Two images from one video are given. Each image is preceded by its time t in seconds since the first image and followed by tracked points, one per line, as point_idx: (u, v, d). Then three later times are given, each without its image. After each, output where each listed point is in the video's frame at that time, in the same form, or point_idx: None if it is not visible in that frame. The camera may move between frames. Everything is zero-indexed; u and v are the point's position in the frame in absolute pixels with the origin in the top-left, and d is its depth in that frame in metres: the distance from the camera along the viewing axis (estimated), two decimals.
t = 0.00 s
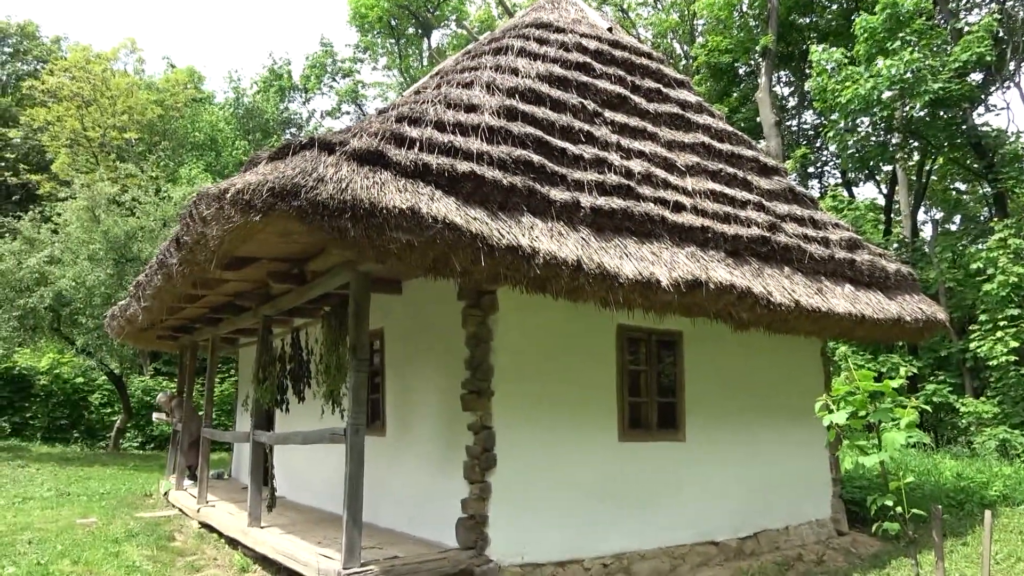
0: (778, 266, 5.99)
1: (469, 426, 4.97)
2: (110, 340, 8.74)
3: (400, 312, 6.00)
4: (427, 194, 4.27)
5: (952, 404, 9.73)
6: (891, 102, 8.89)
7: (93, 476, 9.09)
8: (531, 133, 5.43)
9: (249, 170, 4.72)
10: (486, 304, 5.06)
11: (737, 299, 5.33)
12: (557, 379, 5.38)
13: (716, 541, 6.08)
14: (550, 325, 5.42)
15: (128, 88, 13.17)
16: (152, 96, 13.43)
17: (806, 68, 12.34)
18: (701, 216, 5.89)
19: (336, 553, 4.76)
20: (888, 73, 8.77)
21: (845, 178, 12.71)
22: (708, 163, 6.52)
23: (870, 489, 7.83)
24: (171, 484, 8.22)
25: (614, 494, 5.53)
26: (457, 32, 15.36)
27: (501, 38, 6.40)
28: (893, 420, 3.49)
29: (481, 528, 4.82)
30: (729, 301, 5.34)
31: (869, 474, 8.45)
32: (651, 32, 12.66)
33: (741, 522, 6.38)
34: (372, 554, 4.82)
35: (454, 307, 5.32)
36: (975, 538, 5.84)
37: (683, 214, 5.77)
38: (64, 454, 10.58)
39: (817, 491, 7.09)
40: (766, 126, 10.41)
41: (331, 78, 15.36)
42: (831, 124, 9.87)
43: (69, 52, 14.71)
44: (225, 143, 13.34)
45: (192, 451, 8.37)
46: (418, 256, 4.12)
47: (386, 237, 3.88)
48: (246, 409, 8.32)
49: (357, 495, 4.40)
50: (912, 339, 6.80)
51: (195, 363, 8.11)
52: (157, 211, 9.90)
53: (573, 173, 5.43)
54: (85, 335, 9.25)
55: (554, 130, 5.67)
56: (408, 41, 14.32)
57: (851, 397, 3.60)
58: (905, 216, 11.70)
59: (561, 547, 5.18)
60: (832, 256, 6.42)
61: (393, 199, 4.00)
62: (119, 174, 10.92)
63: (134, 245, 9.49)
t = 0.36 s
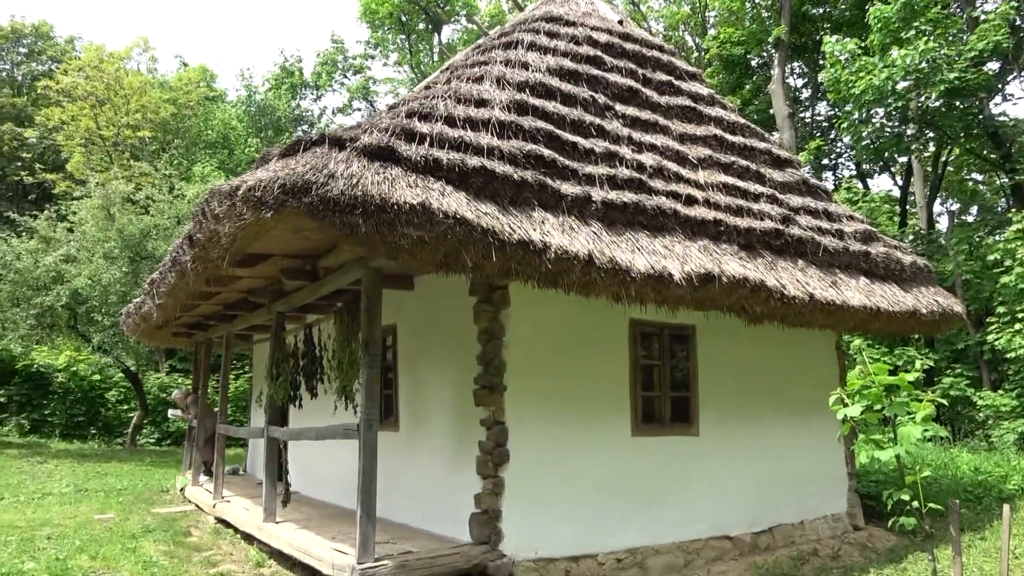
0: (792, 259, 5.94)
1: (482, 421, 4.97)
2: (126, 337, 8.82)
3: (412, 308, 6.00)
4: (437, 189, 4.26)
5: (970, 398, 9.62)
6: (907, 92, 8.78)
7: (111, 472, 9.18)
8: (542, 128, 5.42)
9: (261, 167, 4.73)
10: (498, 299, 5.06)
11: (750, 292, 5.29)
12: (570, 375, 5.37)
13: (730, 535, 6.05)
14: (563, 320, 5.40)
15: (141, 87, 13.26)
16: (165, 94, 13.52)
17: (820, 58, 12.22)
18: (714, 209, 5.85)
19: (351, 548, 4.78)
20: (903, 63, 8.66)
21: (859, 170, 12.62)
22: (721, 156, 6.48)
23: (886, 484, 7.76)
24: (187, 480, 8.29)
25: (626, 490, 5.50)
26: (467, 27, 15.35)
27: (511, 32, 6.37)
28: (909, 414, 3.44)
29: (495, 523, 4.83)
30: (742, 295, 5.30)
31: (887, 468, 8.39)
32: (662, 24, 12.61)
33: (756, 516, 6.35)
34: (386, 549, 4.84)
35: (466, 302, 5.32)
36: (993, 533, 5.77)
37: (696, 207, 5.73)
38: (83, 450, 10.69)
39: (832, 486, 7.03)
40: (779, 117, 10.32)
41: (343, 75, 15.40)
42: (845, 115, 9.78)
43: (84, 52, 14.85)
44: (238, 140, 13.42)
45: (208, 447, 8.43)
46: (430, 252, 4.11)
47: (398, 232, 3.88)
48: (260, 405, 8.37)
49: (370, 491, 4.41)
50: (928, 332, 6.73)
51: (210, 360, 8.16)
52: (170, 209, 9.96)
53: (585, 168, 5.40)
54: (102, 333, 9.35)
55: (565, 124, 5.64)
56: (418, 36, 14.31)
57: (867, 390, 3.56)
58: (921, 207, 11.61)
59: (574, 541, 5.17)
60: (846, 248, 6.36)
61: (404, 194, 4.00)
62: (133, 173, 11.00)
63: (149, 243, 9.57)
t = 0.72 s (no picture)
0: (803, 258, 5.91)
1: (492, 420, 4.98)
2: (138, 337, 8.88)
3: (422, 307, 6.01)
4: (447, 188, 4.27)
5: (983, 396, 9.56)
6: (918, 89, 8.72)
7: (123, 471, 9.25)
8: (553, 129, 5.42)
9: (271, 166, 4.75)
10: (508, 298, 5.06)
11: (761, 291, 5.27)
12: (580, 374, 5.36)
13: (741, 535, 6.03)
14: (573, 320, 5.40)
15: (153, 88, 13.36)
16: (176, 96, 13.61)
17: (830, 55, 12.17)
18: (724, 207, 5.83)
19: (362, 547, 4.80)
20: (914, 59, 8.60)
21: (870, 167, 12.57)
22: (731, 154, 6.46)
23: (898, 483, 7.71)
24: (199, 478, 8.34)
25: (635, 490, 5.48)
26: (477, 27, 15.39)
27: (520, 31, 6.37)
28: (922, 412, 3.42)
29: (505, 522, 4.83)
30: (752, 293, 5.28)
31: (899, 467, 8.34)
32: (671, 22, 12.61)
33: (766, 516, 6.33)
34: (397, 547, 4.85)
35: (476, 301, 5.32)
36: (1007, 532, 5.72)
37: (706, 206, 5.72)
38: (95, 449, 10.77)
39: (844, 486, 7.00)
40: (789, 115, 10.28)
41: (352, 75, 15.44)
42: (855, 112, 9.73)
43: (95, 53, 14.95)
44: (248, 140, 13.50)
45: (219, 445, 8.47)
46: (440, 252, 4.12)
47: (408, 232, 3.89)
48: (271, 405, 8.40)
49: (381, 490, 4.42)
50: (941, 330, 6.70)
51: (221, 359, 8.20)
52: (182, 209, 10.02)
53: (594, 166, 5.39)
54: (114, 333, 9.41)
55: (575, 123, 5.64)
56: (427, 36, 14.32)
57: (880, 388, 3.54)
58: (933, 205, 11.54)
59: (584, 540, 5.16)
60: (858, 246, 6.33)
61: (414, 194, 4.01)
62: (146, 174, 11.07)
63: (161, 243, 9.63)
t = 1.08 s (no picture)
0: (804, 258, 5.92)
1: (493, 419, 4.99)
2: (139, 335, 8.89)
3: (423, 306, 6.01)
4: (449, 187, 4.27)
5: (984, 396, 9.57)
6: (919, 89, 8.73)
7: (124, 469, 9.26)
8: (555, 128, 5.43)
9: (273, 165, 4.76)
10: (509, 297, 5.07)
11: (762, 291, 5.28)
12: (581, 373, 5.37)
13: (741, 534, 6.04)
14: (575, 320, 5.40)
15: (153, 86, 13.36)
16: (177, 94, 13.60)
17: (831, 55, 12.17)
18: (725, 207, 5.84)
19: (363, 545, 4.81)
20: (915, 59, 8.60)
21: (871, 167, 12.58)
22: (732, 154, 6.47)
23: (899, 483, 7.71)
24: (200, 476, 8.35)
25: (636, 489, 5.49)
26: (478, 26, 15.37)
27: (522, 30, 6.37)
28: (923, 412, 3.42)
29: (506, 521, 4.85)
30: (753, 293, 5.29)
31: (900, 467, 8.34)
32: (673, 22, 12.60)
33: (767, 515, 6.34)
34: (398, 545, 4.86)
35: (477, 300, 5.33)
36: (1007, 532, 5.73)
37: (707, 206, 5.72)
38: (96, 447, 10.78)
39: (844, 485, 7.01)
40: (790, 115, 10.28)
41: (353, 74, 15.43)
42: (856, 112, 9.74)
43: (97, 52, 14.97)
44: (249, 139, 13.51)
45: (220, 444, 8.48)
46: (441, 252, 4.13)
47: (410, 230, 3.91)
48: (272, 403, 8.41)
49: (382, 488, 4.43)
50: (942, 330, 6.72)
51: (222, 358, 8.20)
52: (183, 208, 10.02)
53: (596, 166, 5.39)
54: (115, 332, 9.42)
55: (576, 122, 5.63)
56: (428, 35, 14.30)
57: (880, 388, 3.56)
58: (933, 205, 11.55)
59: (585, 539, 5.18)
60: (859, 246, 6.34)
61: (416, 193, 4.02)
62: (146, 172, 11.05)
63: (162, 241, 9.63)
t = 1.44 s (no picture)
0: (805, 258, 5.93)
1: (495, 419, 5.00)
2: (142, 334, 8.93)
3: (425, 306, 6.02)
4: (452, 187, 4.28)
5: (986, 397, 9.58)
6: (921, 90, 8.76)
7: (127, 468, 9.30)
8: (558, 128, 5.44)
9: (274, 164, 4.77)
10: (511, 297, 5.07)
11: (764, 291, 5.29)
12: (583, 372, 5.38)
13: (743, 534, 6.04)
14: (576, 319, 5.42)
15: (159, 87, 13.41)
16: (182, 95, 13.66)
17: (834, 55, 12.18)
18: (728, 208, 5.84)
19: (365, 544, 4.81)
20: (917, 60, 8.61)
21: (874, 167, 12.58)
22: (734, 154, 6.47)
23: (901, 483, 7.72)
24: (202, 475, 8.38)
25: (637, 488, 5.49)
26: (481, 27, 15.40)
27: (525, 31, 6.37)
28: (925, 412, 3.43)
29: (508, 521, 4.85)
30: (755, 293, 5.30)
31: (901, 468, 8.34)
32: (676, 23, 12.63)
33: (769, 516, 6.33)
34: (400, 545, 4.87)
35: (480, 300, 5.33)
36: (1008, 532, 5.73)
37: (710, 206, 5.73)
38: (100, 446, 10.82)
39: (846, 486, 7.00)
40: (793, 115, 10.30)
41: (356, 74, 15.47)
42: (858, 112, 9.78)
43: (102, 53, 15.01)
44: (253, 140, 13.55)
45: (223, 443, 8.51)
46: (443, 252, 4.13)
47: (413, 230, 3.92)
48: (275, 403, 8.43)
49: (385, 488, 4.44)
50: (945, 331, 6.73)
51: (225, 357, 8.23)
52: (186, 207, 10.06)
53: (598, 166, 5.39)
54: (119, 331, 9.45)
55: (579, 122, 5.64)
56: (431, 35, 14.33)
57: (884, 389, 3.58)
58: (935, 205, 11.55)
59: (586, 539, 5.17)
60: (862, 247, 6.35)
61: (419, 193, 4.03)
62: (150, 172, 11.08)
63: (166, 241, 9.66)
